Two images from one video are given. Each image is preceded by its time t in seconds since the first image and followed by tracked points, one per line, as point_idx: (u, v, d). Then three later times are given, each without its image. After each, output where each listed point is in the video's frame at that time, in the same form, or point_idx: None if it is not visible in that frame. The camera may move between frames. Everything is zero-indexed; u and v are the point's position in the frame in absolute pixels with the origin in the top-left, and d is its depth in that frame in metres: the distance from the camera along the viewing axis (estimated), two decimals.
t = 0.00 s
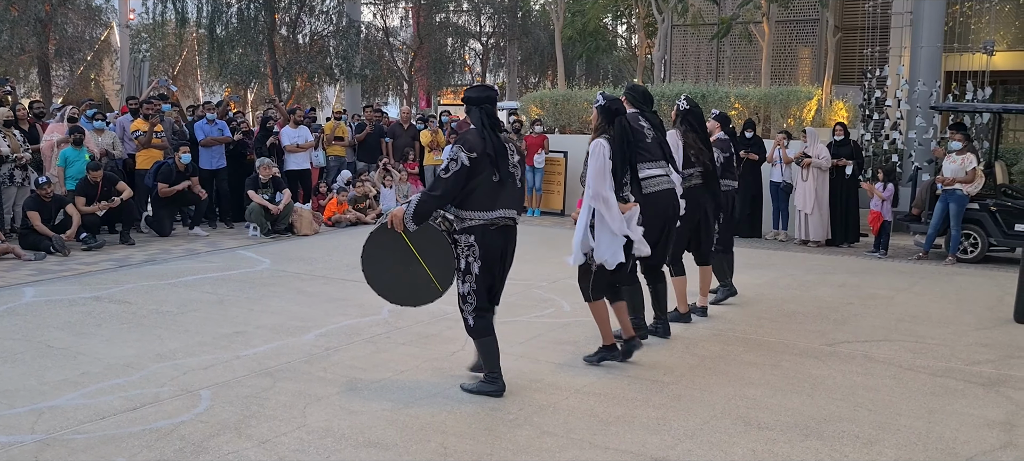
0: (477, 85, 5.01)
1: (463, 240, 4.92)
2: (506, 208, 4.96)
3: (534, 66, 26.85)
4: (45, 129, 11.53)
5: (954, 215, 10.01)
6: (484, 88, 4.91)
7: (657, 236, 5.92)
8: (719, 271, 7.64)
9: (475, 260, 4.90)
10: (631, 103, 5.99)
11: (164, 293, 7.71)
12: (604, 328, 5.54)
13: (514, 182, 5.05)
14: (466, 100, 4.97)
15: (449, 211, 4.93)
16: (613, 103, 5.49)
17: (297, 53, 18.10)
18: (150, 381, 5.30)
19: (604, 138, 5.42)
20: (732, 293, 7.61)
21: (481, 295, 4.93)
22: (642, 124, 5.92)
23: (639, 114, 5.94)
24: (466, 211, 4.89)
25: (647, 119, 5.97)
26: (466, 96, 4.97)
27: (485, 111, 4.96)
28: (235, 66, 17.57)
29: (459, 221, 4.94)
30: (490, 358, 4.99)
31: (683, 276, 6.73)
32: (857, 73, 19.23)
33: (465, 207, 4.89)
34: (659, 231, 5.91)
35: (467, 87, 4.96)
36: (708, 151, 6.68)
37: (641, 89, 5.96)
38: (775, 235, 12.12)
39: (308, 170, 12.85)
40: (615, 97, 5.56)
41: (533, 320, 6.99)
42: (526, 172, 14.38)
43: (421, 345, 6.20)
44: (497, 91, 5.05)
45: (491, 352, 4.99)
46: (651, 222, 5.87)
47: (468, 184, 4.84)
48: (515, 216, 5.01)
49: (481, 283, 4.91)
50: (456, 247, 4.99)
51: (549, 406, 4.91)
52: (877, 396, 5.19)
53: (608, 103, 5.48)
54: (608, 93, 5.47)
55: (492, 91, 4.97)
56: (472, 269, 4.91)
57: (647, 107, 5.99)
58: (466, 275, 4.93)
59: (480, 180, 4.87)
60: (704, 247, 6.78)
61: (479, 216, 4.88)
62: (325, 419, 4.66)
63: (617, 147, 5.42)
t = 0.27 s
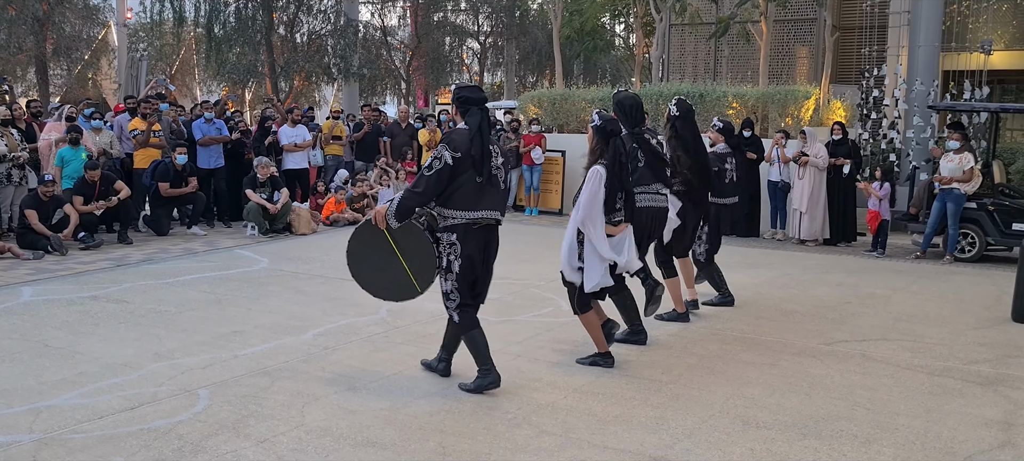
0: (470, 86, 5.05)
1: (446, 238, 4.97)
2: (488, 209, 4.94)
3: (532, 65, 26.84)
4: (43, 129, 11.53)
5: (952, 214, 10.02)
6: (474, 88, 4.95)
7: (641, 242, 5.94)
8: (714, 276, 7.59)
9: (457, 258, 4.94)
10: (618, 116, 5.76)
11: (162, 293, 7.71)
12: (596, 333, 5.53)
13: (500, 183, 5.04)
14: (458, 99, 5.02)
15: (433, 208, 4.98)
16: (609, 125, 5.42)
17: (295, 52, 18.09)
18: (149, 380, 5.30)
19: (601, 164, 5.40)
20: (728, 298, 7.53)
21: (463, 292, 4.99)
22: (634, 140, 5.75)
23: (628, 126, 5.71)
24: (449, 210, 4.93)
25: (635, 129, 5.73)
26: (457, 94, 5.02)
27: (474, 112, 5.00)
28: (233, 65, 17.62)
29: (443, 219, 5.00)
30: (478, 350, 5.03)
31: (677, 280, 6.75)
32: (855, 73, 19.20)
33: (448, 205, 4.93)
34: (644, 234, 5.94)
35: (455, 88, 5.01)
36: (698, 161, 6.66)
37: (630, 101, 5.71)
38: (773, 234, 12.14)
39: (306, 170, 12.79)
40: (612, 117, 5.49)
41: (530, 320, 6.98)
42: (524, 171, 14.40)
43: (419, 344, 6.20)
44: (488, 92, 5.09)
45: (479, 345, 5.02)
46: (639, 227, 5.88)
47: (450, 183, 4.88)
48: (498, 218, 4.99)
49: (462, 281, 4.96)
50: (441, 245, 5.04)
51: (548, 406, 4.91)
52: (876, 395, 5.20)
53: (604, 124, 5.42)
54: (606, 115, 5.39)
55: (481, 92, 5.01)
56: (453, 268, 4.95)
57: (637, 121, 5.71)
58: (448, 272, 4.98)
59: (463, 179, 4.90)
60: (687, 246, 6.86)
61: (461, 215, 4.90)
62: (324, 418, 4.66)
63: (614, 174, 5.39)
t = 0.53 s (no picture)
0: (466, 85, 5.08)
1: (433, 236, 4.99)
2: (479, 209, 5.03)
3: (531, 64, 26.81)
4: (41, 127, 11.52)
5: (950, 213, 10.02)
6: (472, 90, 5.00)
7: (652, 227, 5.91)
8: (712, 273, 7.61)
9: (441, 256, 4.96)
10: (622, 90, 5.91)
11: (161, 291, 7.70)
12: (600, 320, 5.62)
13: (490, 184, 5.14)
14: (454, 98, 5.03)
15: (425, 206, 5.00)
16: (610, 93, 5.48)
17: (294, 51, 18.08)
18: (147, 378, 5.29)
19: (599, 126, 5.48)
20: (724, 294, 7.55)
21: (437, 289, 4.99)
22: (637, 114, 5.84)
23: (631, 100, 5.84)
24: (441, 208, 4.98)
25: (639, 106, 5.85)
26: (456, 94, 5.03)
27: (469, 113, 5.04)
28: (232, 64, 17.63)
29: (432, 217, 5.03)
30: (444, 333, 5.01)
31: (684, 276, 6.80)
32: (854, 72, 19.22)
33: (440, 204, 4.97)
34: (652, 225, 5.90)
35: (451, 87, 5.02)
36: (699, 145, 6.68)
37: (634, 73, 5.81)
38: (772, 233, 12.16)
39: (305, 169, 12.77)
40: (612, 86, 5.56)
41: (529, 318, 6.98)
42: (523, 170, 14.42)
43: (418, 342, 6.20)
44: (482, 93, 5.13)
45: (445, 324, 5.00)
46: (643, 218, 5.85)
47: (446, 182, 4.91)
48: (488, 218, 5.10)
49: (439, 278, 4.96)
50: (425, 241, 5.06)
51: (547, 404, 4.91)
52: (875, 394, 5.20)
53: (605, 93, 5.48)
54: (604, 84, 5.45)
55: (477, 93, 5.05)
56: (434, 265, 4.97)
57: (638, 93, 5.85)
58: (427, 268, 4.99)
59: (458, 179, 4.95)
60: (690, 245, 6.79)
61: (453, 215, 4.97)
62: (323, 417, 4.66)
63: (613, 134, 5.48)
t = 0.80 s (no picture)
0: (465, 83, 5.08)
1: (431, 235, 4.99)
2: (479, 208, 5.02)
3: (530, 63, 26.78)
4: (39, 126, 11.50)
5: (949, 213, 10.03)
6: (472, 87, 5.00)
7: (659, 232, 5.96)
8: (710, 271, 7.64)
9: (440, 255, 4.96)
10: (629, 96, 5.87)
11: (159, 290, 7.69)
12: (604, 323, 5.58)
13: (490, 182, 5.13)
14: (454, 96, 5.04)
15: (424, 207, 5.00)
16: (610, 99, 5.42)
17: (292, 50, 18.08)
18: (146, 377, 5.29)
19: (601, 131, 5.42)
20: (722, 293, 7.60)
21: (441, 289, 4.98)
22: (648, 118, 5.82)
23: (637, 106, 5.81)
24: (439, 207, 4.97)
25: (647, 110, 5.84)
26: (456, 91, 5.03)
27: (470, 110, 5.04)
28: (230, 63, 17.61)
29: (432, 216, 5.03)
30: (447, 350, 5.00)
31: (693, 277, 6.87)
32: (852, 70, 19.24)
33: (440, 204, 4.96)
34: (660, 224, 5.96)
35: (451, 83, 5.03)
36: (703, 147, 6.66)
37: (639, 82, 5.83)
38: (771, 233, 12.17)
39: (304, 168, 12.77)
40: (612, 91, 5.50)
41: (528, 318, 6.98)
42: (522, 170, 14.41)
43: (416, 342, 6.20)
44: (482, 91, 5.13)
45: (450, 341, 4.99)
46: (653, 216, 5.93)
47: (445, 181, 4.90)
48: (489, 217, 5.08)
49: (442, 278, 4.97)
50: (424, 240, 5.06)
51: (547, 404, 4.91)
52: (873, 393, 5.20)
53: (604, 99, 5.41)
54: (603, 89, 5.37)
55: (477, 90, 5.06)
56: (435, 264, 4.97)
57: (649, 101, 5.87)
58: (429, 268, 4.98)
59: (457, 178, 4.93)
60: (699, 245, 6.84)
61: (452, 214, 4.95)
62: (322, 416, 4.66)
63: (615, 139, 5.42)
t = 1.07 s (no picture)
0: (472, 83, 5.03)
1: (443, 238, 4.92)
2: (491, 209, 4.93)
3: (529, 62, 26.74)
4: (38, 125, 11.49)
5: (949, 213, 10.04)
6: (480, 88, 4.96)
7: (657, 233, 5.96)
8: (711, 272, 7.66)
9: (454, 258, 4.91)
10: (627, 103, 5.91)
11: (159, 289, 7.69)
12: (603, 325, 5.57)
13: (501, 183, 5.03)
14: (462, 96, 5.00)
15: (434, 210, 4.92)
16: (610, 106, 5.49)
17: (291, 49, 18.07)
18: (145, 377, 5.29)
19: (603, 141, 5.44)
20: (723, 293, 7.60)
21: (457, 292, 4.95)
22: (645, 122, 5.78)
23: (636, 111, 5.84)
24: (450, 209, 4.90)
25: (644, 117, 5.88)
26: (463, 92, 4.99)
27: (479, 110, 5.00)
28: (230, 62, 17.57)
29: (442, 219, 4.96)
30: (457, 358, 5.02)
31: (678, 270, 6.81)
32: (851, 70, 19.27)
33: (450, 206, 4.89)
34: (659, 227, 5.96)
35: (457, 84, 4.98)
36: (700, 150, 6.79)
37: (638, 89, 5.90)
38: (769, 232, 12.18)
39: (304, 167, 12.78)
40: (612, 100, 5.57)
41: (528, 317, 6.98)
42: (521, 169, 14.40)
43: (416, 341, 6.19)
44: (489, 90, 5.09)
45: (461, 348, 5.01)
46: (653, 218, 5.91)
47: (455, 183, 4.83)
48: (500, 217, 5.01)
49: (457, 282, 4.93)
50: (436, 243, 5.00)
51: (547, 403, 4.91)
52: (872, 393, 5.21)
53: (604, 106, 5.48)
54: (603, 95, 5.47)
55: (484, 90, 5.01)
56: (450, 268, 4.92)
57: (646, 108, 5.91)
58: (444, 272, 4.94)
59: (467, 179, 4.87)
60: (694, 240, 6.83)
61: (462, 216, 4.88)
62: (321, 415, 4.66)
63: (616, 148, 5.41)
